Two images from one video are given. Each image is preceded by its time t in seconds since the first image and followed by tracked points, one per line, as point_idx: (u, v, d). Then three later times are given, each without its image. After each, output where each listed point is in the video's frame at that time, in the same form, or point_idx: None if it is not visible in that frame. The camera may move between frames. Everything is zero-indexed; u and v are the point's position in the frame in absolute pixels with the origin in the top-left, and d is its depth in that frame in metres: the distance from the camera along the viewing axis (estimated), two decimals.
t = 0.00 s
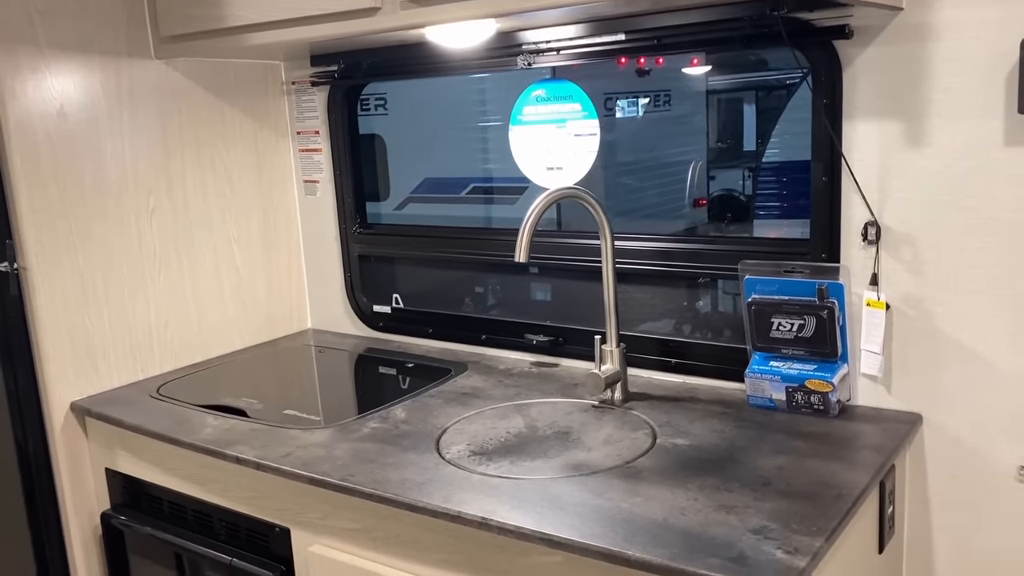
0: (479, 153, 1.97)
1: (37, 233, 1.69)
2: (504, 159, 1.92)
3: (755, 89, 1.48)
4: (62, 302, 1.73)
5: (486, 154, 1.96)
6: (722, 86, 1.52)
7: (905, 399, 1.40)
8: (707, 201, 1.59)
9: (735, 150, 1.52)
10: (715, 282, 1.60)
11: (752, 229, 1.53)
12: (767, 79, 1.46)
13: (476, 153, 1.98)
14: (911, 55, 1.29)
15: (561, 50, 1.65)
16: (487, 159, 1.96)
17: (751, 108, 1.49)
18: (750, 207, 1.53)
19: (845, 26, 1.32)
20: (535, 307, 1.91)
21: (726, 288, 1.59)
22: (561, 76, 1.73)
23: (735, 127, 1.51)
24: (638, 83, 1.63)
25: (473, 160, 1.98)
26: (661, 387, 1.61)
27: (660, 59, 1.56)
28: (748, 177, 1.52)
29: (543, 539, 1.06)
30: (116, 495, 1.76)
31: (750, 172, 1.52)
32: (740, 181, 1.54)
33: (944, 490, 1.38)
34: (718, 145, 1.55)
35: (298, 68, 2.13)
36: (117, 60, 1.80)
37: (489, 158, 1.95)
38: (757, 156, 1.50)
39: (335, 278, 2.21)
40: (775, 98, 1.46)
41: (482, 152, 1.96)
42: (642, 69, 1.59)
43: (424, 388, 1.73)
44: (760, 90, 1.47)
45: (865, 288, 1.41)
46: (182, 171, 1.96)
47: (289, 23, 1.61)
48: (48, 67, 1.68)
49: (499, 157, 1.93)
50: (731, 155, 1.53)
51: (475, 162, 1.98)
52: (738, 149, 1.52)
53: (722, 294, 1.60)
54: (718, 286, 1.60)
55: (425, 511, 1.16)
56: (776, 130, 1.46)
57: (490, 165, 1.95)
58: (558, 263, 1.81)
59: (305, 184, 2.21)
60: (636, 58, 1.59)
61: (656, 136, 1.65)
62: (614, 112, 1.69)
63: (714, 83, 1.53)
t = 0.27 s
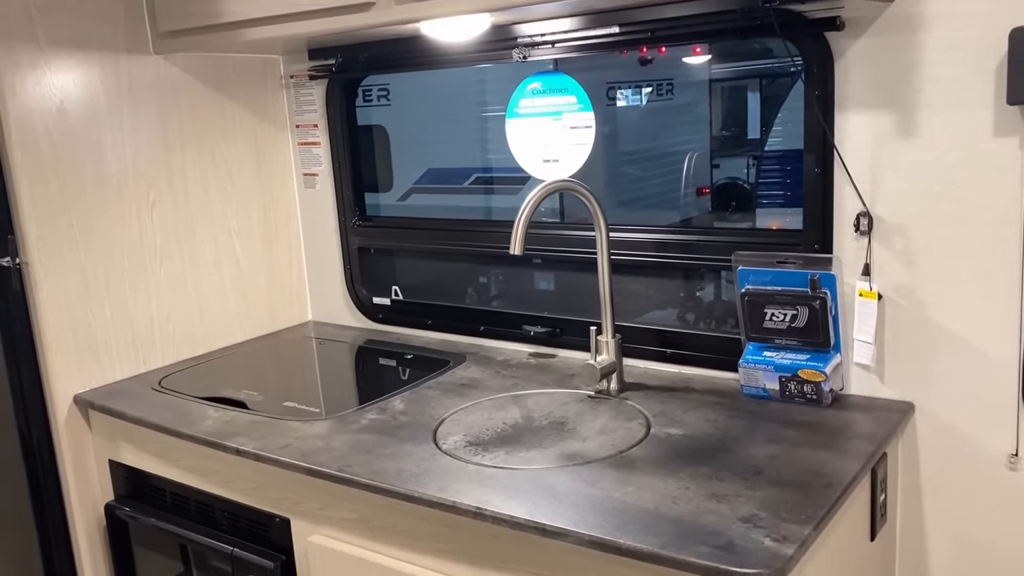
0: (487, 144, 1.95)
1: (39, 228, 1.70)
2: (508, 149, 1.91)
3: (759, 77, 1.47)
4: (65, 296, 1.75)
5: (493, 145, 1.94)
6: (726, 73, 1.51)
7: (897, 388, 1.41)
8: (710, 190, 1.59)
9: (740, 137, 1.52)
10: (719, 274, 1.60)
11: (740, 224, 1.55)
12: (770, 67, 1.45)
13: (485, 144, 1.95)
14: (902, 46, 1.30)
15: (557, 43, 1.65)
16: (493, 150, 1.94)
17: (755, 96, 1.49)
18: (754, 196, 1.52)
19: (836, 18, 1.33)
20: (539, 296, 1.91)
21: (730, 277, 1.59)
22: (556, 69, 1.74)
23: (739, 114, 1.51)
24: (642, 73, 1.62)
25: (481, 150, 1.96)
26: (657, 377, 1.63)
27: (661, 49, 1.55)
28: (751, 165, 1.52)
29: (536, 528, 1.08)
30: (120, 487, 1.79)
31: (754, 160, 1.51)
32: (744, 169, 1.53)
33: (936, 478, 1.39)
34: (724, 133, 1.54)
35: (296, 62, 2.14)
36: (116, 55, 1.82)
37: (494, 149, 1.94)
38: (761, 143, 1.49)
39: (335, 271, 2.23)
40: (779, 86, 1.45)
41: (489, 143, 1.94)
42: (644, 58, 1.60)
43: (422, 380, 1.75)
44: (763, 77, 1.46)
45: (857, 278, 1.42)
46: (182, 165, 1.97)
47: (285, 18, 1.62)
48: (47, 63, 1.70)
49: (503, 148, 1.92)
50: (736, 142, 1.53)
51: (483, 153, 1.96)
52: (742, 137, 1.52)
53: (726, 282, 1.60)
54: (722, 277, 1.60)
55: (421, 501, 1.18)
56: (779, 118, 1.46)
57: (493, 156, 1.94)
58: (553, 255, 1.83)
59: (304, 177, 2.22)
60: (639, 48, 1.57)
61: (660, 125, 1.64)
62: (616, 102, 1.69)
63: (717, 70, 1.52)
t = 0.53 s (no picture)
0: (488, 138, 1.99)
1: (38, 225, 1.72)
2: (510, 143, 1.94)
3: (761, 69, 1.47)
4: (65, 292, 1.77)
5: (495, 139, 1.97)
6: (726, 67, 1.52)
7: (890, 382, 1.42)
8: (710, 182, 1.60)
9: (742, 130, 1.52)
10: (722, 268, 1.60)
11: (742, 218, 1.55)
12: (771, 59, 1.45)
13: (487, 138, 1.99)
14: (894, 42, 1.31)
15: (552, 39, 1.66)
16: (495, 144, 1.98)
17: (757, 88, 1.48)
18: (754, 189, 1.53)
19: (829, 14, 1.33)
20: (540, 290, 1.91)
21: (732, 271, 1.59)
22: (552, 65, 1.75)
23: (743, 106, 1.51)
24: (643, 65, 1.67)
25: (483, 144, 2.00)
26: (652, 371, 1.64)
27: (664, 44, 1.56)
28: (753, 158, 1.52)
29: (530, 521, 1.09)
30: (121, 481, 1.81)
31: (756, 154, 1.51)
32: (745, 162, 1.53)
33: (928, 471, 1.41)
34: (726, 125, 1.54)
35: (294, 58, 2.14)
36: (115, 53, 1.83)
37: (496, 143, 1.97)
38: (763, 136, 1.49)
39: (334, 266, 2.24)
40: (782, 78, 1.44)
41: (491, 137, 1.98)
42: (647, 51, 1.63)
43: (420, 374, 1.77)
44: (766, 70, 1.46)
45: (850, 273, 1.43)
46: (181, 161, 1.98)
47: (282, 15, 1.63)
48: (46, 61, 1.71)
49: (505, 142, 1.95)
50: (739, 135, 1.53)
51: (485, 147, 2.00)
52: (745, 130, 1.51)
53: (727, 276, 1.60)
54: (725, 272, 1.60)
55: (416, 495, 1.20)
56: (781, 110, 1.46)
57: (495, 149, 1.98)
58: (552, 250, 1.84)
59: (303, 173, 2.23)
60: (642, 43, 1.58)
61: (662, 117, 1.68)
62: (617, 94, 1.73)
63: (718, 63, 1.53)
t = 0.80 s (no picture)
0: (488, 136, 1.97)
1: (39, 225, 1.73)
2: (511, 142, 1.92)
3: (762, 68, 1.46)
4: (65, 291, 1.78)
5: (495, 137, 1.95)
6: (726, 65, 1.51)
7: (882, 382, 1.43)
8: (710, 182, 1.59)
9: (743, 129, 1.51)
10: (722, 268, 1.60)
11: (741, 217, 1.55)
12: (767, 59, 1.45)
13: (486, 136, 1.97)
14: (886, 46, 1.32)
15: (548, 41, 1.67)
16: (495, 142, 1.96)
17: (759, 87, 1.48)
18: (754, 189, 1.52)
19: (820, 17, 1.35)
20: (540, 288, 1.91)
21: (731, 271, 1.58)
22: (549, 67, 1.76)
23: (747, 108, 1.50)
24: (643, 65, 1.66)
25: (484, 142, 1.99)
26: (647, 371, 1.65)
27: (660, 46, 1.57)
28: (753, 158, 1.51)
29: (523, 520, 1.10)
30: (121, 479, 1.82)
31: (756, 153, 1.50)
32: (746, 162, 1.52)
33: (920, 470, 1.42)
34: (726, 125, 1.53)
35: (293, 60, 2.16)
36: (114, 54, 1.84)
37: (496, 142, 1.96)
38: (763, 136, 1.48)
39: (333, 266, 2.25)
40: (782, 78, 1.44)
41: (490, 135, 1.96)
42: (647, 51, 1.62)
43: (418, 373, 1.78)
44: (767, 69, 1.46)
45: (842, 274, 1.44)
46: (180, 161, 1.99)
47: (280, 18, 1.65)
48: (46, 62, 1.72)
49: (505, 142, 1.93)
50: (739, 134, 1.52)
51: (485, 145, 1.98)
52: (745, 129, 1.51)
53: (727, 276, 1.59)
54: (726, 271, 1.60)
55: (412, 494, 1.21)
56: (780, 109, 1.45)
57: (495, 149, 1.96)
58: (549, 251, 1.85)
59: (302, 174, 2.25)
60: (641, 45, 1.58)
61: (662, 117, 1.70)
62: (616, 94, 1.73)
63: (717, 62, 1.52)
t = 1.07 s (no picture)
0: (489, 139, 1.95)
1: (39, 230, 1.73)
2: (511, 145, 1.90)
3: (766, 70, 1.46)
4: (66, 296, 1.79)
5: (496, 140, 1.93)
6: (729, 68, 1.51)
7: (879, 386, 1.44)
8: (714, 184, 1.59)
9: (746, 130, 1.51)
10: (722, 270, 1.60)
11: (742, 220, 1.55)
12: (761, 63, 1.47)
13: (487, 138, 1.95)
14: (882, 51, 1.33)
15: (547, 47, 1.68)
16: (495, 146, 1.94)
17: (761, 90, 1.48)
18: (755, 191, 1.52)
19: (817, 23, 1.36)
20: (542, 291, 1.92)
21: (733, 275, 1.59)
22: (548, 72, 1.76)
23: (748, 108, 1.50)
24: (645, 68, 1.64)
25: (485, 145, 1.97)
26: (645, 375, 1.66)
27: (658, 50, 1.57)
28: (756, 159, 1.51)
29: (520, 525, 1.11)
30: (121, 483, 1.83)
31: (758, 155, 1.50)
32: (748, 164, 1.52)
33: (918, 474, 1.42)
34: (728, 127, 1.53)
35: (293, 65, 2.17)
36: (115, 59, 1.85)
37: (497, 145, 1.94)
38: (766, 138, 1.49)
39: (333, 270, 2.26)
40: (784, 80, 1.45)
41: (491, 138, 1.94)
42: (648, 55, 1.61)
43: (417, 378, 1.78)
44: (771, 71, 1.46)
45: (840, 278, 1.44)
46: (181, 166, 2.00)
47: (280, 24, 1.65)
48: (47, 68, 1.73)
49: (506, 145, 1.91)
50: (741, 136, 1.52)
51: (486, 148, 1.96)
52: (748, 131, 1.51)
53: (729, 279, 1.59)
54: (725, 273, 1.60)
55: (409, 498, 1.21)
56: (782, 112, 1.46)
57: (496, 152, 1.95)
58: (548, 255, 1.85)
59: (302, 178, 2.25)
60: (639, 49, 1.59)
61: (664, 119, 1.64)
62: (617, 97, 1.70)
63: (720, 64, 1.52)
